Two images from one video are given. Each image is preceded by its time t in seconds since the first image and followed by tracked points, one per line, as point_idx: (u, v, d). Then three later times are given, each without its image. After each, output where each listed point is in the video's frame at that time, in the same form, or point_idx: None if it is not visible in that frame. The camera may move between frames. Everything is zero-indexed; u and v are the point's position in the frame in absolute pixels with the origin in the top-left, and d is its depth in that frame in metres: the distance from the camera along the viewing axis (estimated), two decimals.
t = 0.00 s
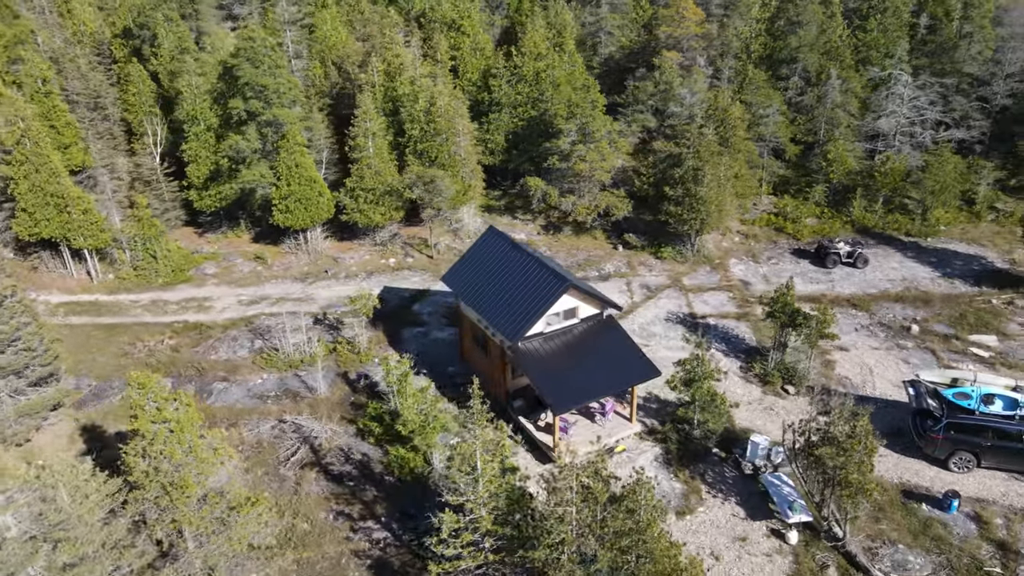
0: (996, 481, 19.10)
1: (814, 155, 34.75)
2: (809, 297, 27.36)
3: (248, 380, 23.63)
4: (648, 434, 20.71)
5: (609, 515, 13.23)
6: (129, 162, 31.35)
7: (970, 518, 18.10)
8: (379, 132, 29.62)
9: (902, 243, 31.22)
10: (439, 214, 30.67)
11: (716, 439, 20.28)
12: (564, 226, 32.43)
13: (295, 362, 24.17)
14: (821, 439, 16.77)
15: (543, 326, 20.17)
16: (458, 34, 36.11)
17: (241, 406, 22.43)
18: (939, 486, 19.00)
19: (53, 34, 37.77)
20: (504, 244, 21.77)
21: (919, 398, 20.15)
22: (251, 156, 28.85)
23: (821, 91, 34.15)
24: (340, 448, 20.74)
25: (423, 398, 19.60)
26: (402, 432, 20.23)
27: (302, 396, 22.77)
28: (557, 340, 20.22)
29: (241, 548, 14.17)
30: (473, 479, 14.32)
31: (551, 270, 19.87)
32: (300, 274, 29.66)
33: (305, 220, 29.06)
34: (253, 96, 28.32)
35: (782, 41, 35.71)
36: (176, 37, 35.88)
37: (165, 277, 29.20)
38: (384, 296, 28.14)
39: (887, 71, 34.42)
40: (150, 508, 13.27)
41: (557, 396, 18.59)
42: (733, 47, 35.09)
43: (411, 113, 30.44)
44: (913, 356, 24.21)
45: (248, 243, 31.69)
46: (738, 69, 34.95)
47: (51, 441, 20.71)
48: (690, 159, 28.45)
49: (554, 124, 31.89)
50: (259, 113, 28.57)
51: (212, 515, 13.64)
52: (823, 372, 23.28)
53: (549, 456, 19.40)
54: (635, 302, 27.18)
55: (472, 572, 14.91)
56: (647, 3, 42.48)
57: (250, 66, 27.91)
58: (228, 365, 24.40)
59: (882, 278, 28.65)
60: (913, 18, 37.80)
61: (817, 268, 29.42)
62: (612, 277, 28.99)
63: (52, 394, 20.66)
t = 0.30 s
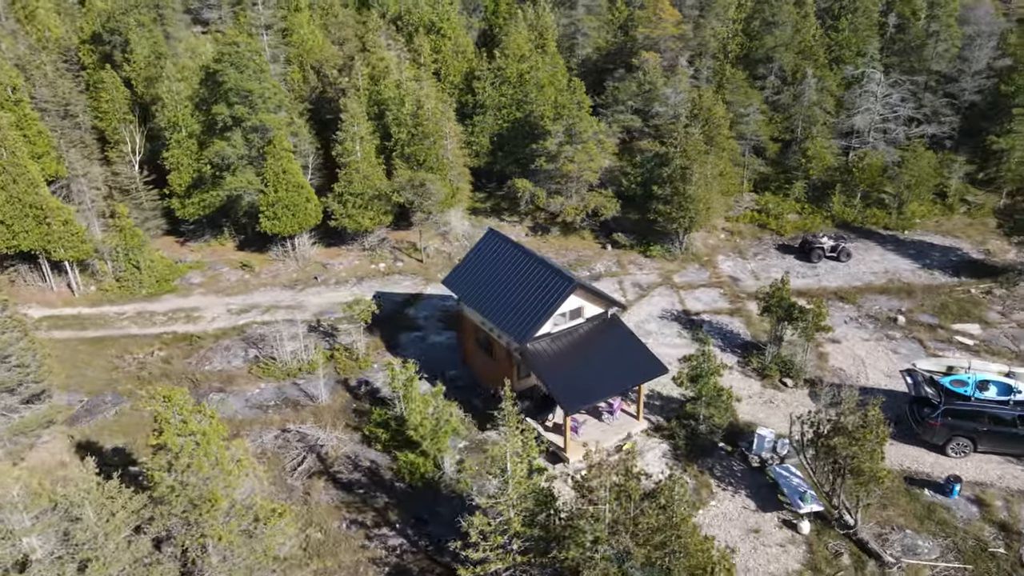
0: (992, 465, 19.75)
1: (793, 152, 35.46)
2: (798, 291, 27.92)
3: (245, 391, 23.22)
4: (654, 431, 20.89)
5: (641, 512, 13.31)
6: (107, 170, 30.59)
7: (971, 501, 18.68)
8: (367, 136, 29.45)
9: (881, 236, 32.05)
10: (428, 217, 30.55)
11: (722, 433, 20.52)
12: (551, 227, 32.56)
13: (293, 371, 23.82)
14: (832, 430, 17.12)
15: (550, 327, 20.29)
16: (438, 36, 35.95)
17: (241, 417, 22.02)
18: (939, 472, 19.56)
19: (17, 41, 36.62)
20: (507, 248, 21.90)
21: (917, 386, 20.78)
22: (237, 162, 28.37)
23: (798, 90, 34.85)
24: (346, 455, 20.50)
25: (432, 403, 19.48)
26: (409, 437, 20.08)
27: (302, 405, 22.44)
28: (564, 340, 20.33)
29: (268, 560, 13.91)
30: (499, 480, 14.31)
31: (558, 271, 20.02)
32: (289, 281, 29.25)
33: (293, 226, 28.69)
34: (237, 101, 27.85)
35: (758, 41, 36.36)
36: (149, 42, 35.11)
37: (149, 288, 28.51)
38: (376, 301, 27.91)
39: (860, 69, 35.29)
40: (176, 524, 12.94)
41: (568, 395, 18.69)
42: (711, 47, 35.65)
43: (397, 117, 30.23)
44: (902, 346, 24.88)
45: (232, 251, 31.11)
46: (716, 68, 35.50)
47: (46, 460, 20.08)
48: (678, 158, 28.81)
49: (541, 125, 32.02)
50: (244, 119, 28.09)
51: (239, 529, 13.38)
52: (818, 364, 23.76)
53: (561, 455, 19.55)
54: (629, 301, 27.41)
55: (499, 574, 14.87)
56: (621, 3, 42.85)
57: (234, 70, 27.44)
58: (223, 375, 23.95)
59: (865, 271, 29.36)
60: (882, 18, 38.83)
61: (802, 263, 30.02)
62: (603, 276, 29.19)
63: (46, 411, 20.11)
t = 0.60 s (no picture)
0: (985, 449, 20.48)
1: (771, 149, 36.15)
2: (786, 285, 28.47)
3: (244, 401, 22.85)
4: (660, 428, 21.14)
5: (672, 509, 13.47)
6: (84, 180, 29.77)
7: (970, 485, 19.32)
8: (354, 141, 29.25)
9: (860, 230, 32.88)
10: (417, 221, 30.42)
11: (726, 427, 20.83)
12: (539, 228, 32.68)
13: (292, 379, 23.52)
14: (840, 421, 17.53)
15: (556, 328, 20.35)
16: (418, 38, 35.80)
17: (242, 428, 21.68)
18: (936, 458, 20.16)
19: None
20: (507, 250, 21.83)
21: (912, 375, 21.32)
22: (223, 169, 27.90)
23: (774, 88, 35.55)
24: (354, 463, 20.32)
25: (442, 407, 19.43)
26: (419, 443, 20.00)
27: (304, 414, 22.18)
28: (571, 340, 20.44)
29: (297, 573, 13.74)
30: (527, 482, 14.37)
31: (562, 272, 20.07)
32: (278, 288, 28.86)
33: (281, 233, 28.32)
34: (222, 107, 27.40)
35: (734, 41, 37.00)
36: (121, 48, 34.30)
37: (135, 299, 27.86)
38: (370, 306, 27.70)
39: (834, 67, 36.15)
40: (206, 540, 12.75)
41: (580, 395, 18.81)
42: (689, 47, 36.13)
43: (383, 120, 30.04)
44: (889, 336, 25.57)
45: (218, 259, 30.56)
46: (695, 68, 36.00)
47: (44, 480, 19.50)
48: (665, 157, 29.17)
49: (527, 127, 32.11)
50: (229, 125, 27.65)
51: (269, 542, 13.19)
52: (812, 356, 24.28)
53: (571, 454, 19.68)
54: (623, 299, 27.67)
55: None
56: (596, 4, 43.14)
57: (218, 76, 26.93)
58: (220, 386, 23.55)
59: (848, 264, 30.09)
60: (851, 16, 39.80)
61: (787, 258, 30.63)
62: (595, 275, 29.41)
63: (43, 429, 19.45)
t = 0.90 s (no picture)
0: (977, 433, 21.21)
1: (749, 146, 36.85)
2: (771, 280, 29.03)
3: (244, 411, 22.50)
4: (665, 423, 21.41)
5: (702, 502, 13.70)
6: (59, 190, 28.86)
7: (966, 468, 20.01)
8: (342, 145, 29.00)
9: (838, 224, 33.73)
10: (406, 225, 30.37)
11: (730, 421, 21.20)
12: (527, 228, 32.82)
13: (291, 388, 23.23)
14: (847, 410, 17.98)
15: (563, 328, 20.45)
16: (398, 41, 35.63)
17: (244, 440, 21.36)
18: (932, 443, 20.84)
19: None
20: (510, 251, 21.83)
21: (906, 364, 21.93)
22: (209, 176, 27.42)
23: (751, 87, 36.26)
24: (363, 469, 20.15)
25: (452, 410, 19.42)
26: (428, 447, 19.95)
27: (307, 422, 21.91)
28: (578, 340, 20.58)
29: None
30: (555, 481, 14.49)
31: (568, 272, 20.18)
32: (267, 295, 28.46)
33: (270, 239, 27.93)
34: (207, 113, 26.95)
35: (711, 40, 37.64)
36: (93, 53, 33.42)
37: (119, 311, 27.14)
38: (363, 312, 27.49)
39: (807, 65, 36.99)
40: (241, 552, 12.60)
41: (592, 395, 18.95)
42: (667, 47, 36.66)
43: (370, 124, 29.84)
44: (876, 326, 26.30)
45: (202, 267, 29.98)
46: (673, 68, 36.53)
47: (42, 500, 18.93)
48: (652, 156, 29.54)
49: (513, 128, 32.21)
50: (214, 130, 27.19)
51: (304, 551, 13.02)
52: (805, 348, 24.84)
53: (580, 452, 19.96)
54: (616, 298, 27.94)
55: None
56: (571, 6, 43.44)
57: (202, 80, 26.62)
58: (217, 397, 23.14)
59: (830, 257, 30.84)
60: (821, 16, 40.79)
61: (771, 253, 31.27)
62: (585, 274, 29.63)
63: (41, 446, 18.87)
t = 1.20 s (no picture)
0: (968, 417, 21.92)
1: (727, 143, 37.50)
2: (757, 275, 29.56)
3: (244, 421, 22.14)
4: (670, 418, 21.69)
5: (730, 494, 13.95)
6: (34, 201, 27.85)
7: (961, 452, 20.69)
8: (330, 148, 28.75)
9: (816, 219, 34.54)
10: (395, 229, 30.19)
11: (732, 414, 21.51)
12: (514, 229, 32.89)
13: (290, 396, 22.91)
14: (852, 399, 18.45)
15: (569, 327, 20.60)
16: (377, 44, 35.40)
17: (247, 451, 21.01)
18: (925, 428, 21.50)
19: None
20: (512, 252, 21.90)
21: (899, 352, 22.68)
22: (196, 183, 26.90)
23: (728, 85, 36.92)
24: (372, 476, 19.98)
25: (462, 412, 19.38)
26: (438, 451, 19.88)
27: (310, 430, 21.61)
28: (584, 338, 20.76)
29: None
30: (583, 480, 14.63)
31: (574, 273, 20.36)
32: (257, 303, 28.02)
33: (258, 246, 27.52)
34: (192, 119, 26.45)
35: (687, 40, 38.21)
36: (62, 59, 32.43)
37: (104, 323, 26.42)
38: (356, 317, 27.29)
39: (781, 64, 37.85)
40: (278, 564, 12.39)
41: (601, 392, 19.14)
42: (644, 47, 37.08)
43: (356, 127, 29.61)
44: (862, 317, 27.01)
45: (187, 277, 29.37)
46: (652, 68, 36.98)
47: (42, 520, 18.36)
48: (639, 155, 29.89)
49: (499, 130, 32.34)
50: (200, 137, 26.70)
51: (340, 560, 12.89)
52: (797, 340, 25.39)
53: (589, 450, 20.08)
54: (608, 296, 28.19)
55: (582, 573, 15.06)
56: (545, 7, 43.66)
57: (186, 86, 26.15)
58: (215, 408, 22.71)
59: (812, 251, 31.56)
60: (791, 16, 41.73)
61: (755, 248, 31.87)
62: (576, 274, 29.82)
63: (41, 465, 18.35)
